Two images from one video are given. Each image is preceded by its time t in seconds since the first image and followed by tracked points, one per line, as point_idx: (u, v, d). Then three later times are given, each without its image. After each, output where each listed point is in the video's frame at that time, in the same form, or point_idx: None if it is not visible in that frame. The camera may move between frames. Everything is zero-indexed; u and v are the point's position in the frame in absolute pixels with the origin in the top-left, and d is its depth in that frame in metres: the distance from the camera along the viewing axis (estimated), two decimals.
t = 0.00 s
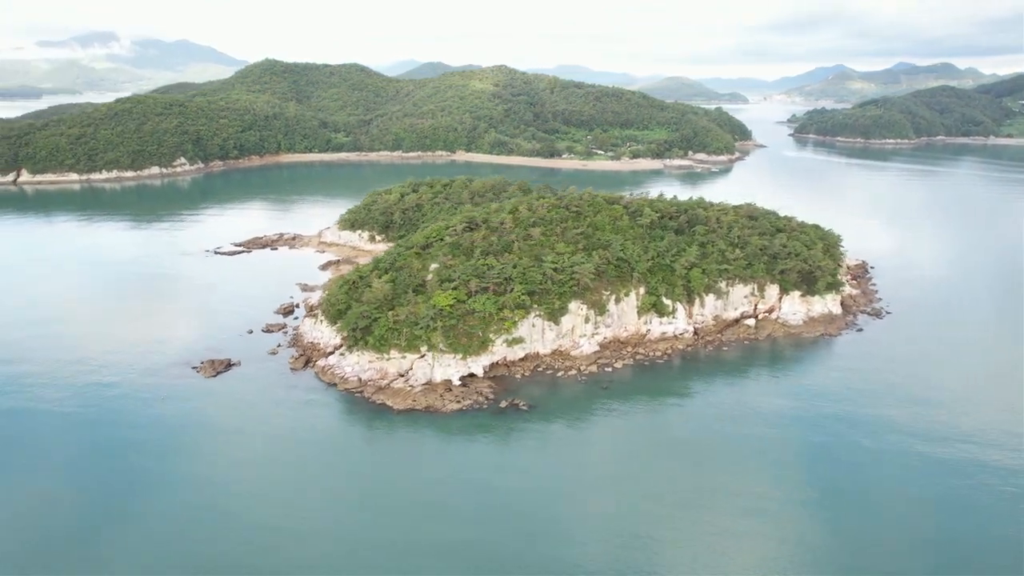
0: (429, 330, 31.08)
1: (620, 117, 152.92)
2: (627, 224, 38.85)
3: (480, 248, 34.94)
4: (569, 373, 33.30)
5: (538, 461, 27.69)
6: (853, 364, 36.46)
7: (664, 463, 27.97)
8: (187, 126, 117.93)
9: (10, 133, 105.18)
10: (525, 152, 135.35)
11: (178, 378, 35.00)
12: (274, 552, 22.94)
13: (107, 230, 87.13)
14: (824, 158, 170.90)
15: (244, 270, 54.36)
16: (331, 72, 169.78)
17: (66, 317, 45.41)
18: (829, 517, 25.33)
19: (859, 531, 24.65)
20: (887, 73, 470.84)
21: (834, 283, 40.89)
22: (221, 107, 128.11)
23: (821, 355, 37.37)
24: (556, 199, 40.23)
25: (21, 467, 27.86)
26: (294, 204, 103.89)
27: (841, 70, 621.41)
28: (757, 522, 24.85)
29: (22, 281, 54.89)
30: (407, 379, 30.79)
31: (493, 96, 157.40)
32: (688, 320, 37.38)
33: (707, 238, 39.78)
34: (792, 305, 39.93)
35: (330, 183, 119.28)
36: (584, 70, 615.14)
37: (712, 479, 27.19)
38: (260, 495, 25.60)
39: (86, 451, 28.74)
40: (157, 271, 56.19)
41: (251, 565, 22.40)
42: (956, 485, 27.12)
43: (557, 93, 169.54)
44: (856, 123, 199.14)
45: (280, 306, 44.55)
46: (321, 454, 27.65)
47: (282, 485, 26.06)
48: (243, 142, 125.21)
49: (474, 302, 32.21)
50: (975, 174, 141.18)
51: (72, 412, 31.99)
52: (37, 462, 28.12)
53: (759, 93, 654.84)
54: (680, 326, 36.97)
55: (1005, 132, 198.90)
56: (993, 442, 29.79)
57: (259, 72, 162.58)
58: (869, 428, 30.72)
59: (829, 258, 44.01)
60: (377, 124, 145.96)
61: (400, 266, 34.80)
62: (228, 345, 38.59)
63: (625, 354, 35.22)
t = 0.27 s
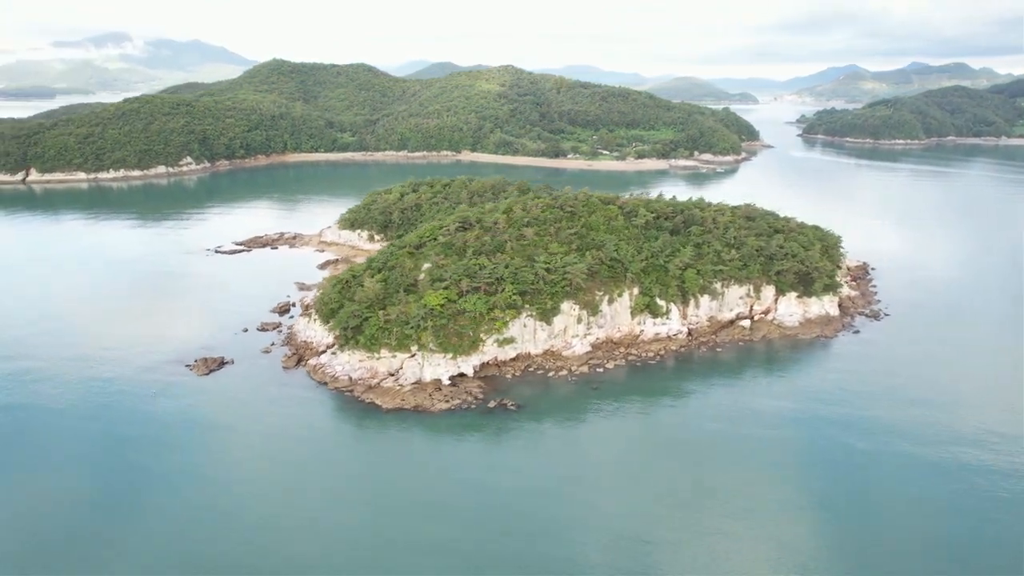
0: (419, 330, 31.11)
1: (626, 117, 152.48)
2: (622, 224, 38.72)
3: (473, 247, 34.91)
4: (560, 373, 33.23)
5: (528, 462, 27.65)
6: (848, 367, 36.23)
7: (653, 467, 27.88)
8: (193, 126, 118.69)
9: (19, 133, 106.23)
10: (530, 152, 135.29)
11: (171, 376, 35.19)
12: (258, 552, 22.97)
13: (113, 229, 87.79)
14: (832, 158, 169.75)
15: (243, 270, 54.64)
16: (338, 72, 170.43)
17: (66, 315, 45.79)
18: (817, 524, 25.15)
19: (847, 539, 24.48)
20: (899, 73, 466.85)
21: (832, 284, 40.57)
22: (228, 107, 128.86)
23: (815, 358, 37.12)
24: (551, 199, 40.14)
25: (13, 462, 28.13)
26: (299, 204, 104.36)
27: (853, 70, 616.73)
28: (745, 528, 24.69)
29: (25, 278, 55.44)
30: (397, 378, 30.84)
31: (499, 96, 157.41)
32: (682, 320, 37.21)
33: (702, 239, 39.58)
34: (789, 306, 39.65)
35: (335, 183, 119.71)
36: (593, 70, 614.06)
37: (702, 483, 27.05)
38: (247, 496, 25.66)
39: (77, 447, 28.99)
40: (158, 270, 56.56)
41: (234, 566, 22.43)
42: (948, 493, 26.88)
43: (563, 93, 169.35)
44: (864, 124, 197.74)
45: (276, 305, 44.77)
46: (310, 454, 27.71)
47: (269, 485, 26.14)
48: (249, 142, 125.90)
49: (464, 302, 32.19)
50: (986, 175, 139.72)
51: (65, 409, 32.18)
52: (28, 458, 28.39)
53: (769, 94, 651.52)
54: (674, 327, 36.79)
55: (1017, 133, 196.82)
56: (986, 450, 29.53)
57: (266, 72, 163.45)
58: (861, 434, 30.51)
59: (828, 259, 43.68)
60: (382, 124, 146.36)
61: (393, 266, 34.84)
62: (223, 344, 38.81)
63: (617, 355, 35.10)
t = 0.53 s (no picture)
0: (408, 329, 31.15)
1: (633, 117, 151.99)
2: (615, 224, 38.57)
3: (464, 247, 34.94)
4: (550, 374, 33.15)
5: (520, 464, 27.57)
6: (842, 369, 35.93)
7: (650, 469, 27.68)
8: (201, 126, 119.60)
9: (29, 132, 107.44)
10: (536, 153, 135.22)
11: (166, 375, 35.30)
12: (252, 552, 22.95)
13: (119, 227, 88.59)
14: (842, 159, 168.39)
15: (243, 269, 55.02)
16: (346, 72, 171.22)
17: (65, 313, 46.26)
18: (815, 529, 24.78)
19: (842, 544, 24.11)
20: (913, 74, 462.29)
21: (828, 286, 40.22)
22: (236, 107, 129.79)
23: (809, 360, 36.83)
24: (545, 199, 40.07)
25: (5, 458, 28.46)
26: (305, 203, 104.88)
27: (867, 70, 610.95)
28: (741, 531, 24.48)
29: (29, 277, 56.09)
30: (386, 378, 30.91)
31: (506, 96, 157.42)
32: (675, 321, 37.02)
33: (697, 239, 39.38)
34: (784, 307, 39.37)
35: (341, 183, 120.22)
36: (604, 70, 612.32)
37: (698, 486, 26.81)
38: (239, 496, 25.65)
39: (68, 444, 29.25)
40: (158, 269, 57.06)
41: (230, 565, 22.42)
42: (945, 499, 26.50)
43: (570, 93, 169.17)
44: (875, 124, 196.05)
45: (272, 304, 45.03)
46: (301, 454, 27.73)
47: (261, 485, 26.10)
48: (256, 141, 126.73)
49: (454, 302, 32.21)
50: (998, 176, 138.07)
51: (60, 409, 32.33)
52: (19, 454, 28.70)
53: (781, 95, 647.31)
54: (666, 328, 36.61)
55: None
56: (984, 455, 29.18)
57: (275, 72, 164.47)
58: (859, 438, 30.12)
59: (825, 261, 43.34)
60: (389, 124, 146.86)
61: (384, 265, 34.91)
62: (216, 342, 39.05)
63: (608, 355, 34.99)
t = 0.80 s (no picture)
0: (398, 328, 31.22)
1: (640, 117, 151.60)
2: (609, 224, 38.48)
3: (456, 247, 34.97)
4: (540, 374, 33.11)
5: (516, 464, 27.56)
6: (837, 371, 35.71)
7: (646, 470, 27.59)
8: (207, 125, 120.39)
9: (38, 132, 108.53)
10: (541, 153, 135.17)
11: (164, 373, 35.44)
12: (247, 551, 22.98)
13: (125, 226, 89.30)
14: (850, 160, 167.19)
15: (243, 268, 55.39)
16: (353, 72, 171.87)
17: (66, 312, 46.73)
18: (812, 533, 24.61)
19: (838, 550, 23.93)
20: (925, 74, 458.31)
21: (825, 287, 39.93)
22: (243, 107, 130.57)
23: (804, 362, 36.58)
24: (540, 199, 40.02)
25: None
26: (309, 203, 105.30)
27: (879, 70, 605.97)
28: (739, 534, 24.32)
29: (32, 275, 56.62)
30: (376, 377, 30.99)
31: (512, 96, 157.43)
32: (669, 322, 36.86)
33: (692, 240, 39.20)
34: (780, 309, 39.11)
35: (346, 182, 120.64)
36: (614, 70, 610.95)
37: (695, 487, 26.72)
38: (235, 495, 25.70)
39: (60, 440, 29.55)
40: (159, 268, 57.50)
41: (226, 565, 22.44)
42: (935, 502, 26.36)
43: (576, 93, 169.01)
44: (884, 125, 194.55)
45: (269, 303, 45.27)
46: (289, 452, 27.89)
47: (256, 485, 26.15)
48: (262, 141, 127.42)
49: (444, 302, 32.23)
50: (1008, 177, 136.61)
51: (57, 407, 32.52)
52: (12, 449, 29.00)
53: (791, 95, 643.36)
54: (659, 329, 36.46)
55: None
56: (984, 459, 28.91)
57: (282, 73, 165.32)
58: (857, 441, 29.88)
59: (823, 262, 43.02)
60: (395, 124, 147.25)
61: (376, 265, 34.98)
62: (211, 341, 39.32)
63: (600, 356, 34.90)
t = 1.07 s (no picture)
0: (386, 327, 31.28)
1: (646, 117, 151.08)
2: (602, 224, 38.38)
3: (447, 247, 35.02)
4: (529, 374, 33.04)
5: (509, 465, 27.52)
6: (829, 374, 35.42)
7: (640, 471, 27.47)
8: (214, 125, 121.19)
9: (47, 131, 109.64)
10: (547, 153, 135.01)
11: (159, 370, 35.52)
12: (239, 551, 22.93)
13: (130, 225, 90.06)
14: (859, 160, 165.86)
15: (241, 268, 55.78)
16: (360, 72, 172.59)
17: (65, 310, 47.17)
18: (808, 538, 24.32)
19: (826, 553, 23.70)
20: (938, 74, 453.81)
21: (820, 289, 39.63)
22: (250, 107, 131.42)
23: (796, 365, 36.28)
24: (533, 199, 39.99)
25: None
26: (314, 202, 105.75)
27: (892, 70, 600.60)
28: (734, 539, 24.09)
29: (34, 274, 57.07)
30: (363, 375, 31.07)
31: (518, 96, 157.46)
32: (661, 323, 36.71)
33: (685, 241, 39.03)
34: (773, 310, 38.86)
35: (351, 182, 121.05)
36: (623, 70, 609.43)
37: (691, 489, 26.58)
38: (227, 494, 25.64)
39: (46, 434, 29.72)
40: (159, 267, 57.88)
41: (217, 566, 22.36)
42: (922, 506, 26.14)
43: (583, 93, 168.81)
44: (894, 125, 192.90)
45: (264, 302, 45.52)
46: (274, 448, 28.02)
47: (248, 483, 26.12)
48: (269, 140, 128.17)
49: (433, 301, 32.26)
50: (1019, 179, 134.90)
51: (52, 402, 32.57)
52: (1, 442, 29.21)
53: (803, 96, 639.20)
54: (651, 330, 36.30)
55: None
56: (982, 463, 28.58)
57: (290, 73, 166.26)
58: (852, 445, 29.60)
59: (819, 263, 42.70)
60: (401, 124, 147.67)
61: (367, 264, 35.08)
62: (204, 339, 39.58)
63: (590, 357, 34.79)
